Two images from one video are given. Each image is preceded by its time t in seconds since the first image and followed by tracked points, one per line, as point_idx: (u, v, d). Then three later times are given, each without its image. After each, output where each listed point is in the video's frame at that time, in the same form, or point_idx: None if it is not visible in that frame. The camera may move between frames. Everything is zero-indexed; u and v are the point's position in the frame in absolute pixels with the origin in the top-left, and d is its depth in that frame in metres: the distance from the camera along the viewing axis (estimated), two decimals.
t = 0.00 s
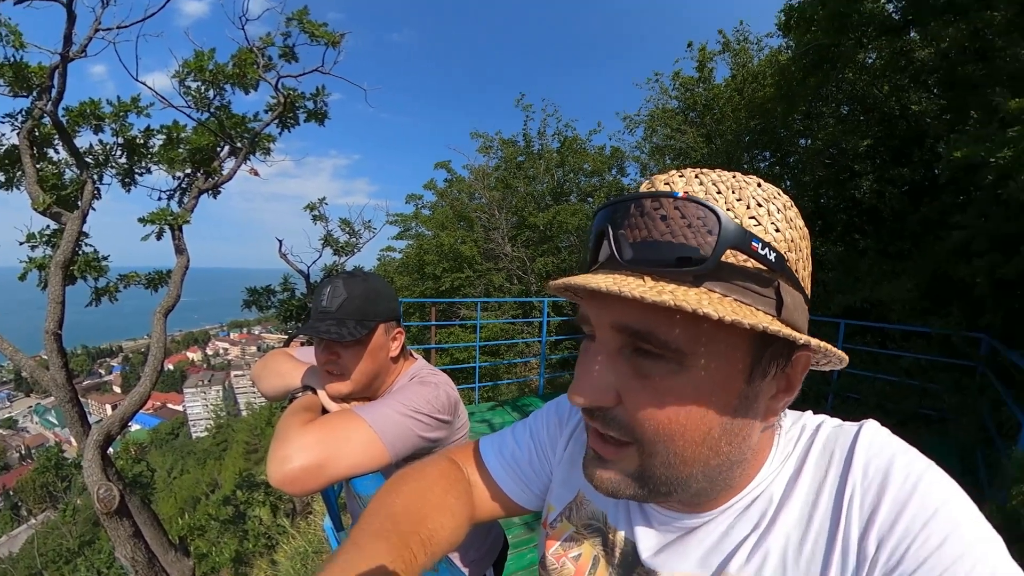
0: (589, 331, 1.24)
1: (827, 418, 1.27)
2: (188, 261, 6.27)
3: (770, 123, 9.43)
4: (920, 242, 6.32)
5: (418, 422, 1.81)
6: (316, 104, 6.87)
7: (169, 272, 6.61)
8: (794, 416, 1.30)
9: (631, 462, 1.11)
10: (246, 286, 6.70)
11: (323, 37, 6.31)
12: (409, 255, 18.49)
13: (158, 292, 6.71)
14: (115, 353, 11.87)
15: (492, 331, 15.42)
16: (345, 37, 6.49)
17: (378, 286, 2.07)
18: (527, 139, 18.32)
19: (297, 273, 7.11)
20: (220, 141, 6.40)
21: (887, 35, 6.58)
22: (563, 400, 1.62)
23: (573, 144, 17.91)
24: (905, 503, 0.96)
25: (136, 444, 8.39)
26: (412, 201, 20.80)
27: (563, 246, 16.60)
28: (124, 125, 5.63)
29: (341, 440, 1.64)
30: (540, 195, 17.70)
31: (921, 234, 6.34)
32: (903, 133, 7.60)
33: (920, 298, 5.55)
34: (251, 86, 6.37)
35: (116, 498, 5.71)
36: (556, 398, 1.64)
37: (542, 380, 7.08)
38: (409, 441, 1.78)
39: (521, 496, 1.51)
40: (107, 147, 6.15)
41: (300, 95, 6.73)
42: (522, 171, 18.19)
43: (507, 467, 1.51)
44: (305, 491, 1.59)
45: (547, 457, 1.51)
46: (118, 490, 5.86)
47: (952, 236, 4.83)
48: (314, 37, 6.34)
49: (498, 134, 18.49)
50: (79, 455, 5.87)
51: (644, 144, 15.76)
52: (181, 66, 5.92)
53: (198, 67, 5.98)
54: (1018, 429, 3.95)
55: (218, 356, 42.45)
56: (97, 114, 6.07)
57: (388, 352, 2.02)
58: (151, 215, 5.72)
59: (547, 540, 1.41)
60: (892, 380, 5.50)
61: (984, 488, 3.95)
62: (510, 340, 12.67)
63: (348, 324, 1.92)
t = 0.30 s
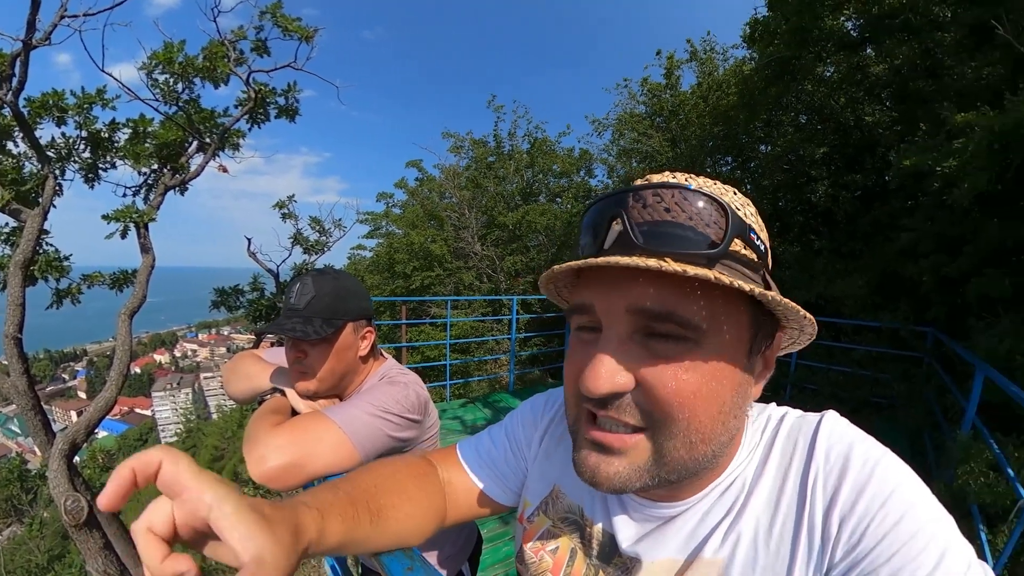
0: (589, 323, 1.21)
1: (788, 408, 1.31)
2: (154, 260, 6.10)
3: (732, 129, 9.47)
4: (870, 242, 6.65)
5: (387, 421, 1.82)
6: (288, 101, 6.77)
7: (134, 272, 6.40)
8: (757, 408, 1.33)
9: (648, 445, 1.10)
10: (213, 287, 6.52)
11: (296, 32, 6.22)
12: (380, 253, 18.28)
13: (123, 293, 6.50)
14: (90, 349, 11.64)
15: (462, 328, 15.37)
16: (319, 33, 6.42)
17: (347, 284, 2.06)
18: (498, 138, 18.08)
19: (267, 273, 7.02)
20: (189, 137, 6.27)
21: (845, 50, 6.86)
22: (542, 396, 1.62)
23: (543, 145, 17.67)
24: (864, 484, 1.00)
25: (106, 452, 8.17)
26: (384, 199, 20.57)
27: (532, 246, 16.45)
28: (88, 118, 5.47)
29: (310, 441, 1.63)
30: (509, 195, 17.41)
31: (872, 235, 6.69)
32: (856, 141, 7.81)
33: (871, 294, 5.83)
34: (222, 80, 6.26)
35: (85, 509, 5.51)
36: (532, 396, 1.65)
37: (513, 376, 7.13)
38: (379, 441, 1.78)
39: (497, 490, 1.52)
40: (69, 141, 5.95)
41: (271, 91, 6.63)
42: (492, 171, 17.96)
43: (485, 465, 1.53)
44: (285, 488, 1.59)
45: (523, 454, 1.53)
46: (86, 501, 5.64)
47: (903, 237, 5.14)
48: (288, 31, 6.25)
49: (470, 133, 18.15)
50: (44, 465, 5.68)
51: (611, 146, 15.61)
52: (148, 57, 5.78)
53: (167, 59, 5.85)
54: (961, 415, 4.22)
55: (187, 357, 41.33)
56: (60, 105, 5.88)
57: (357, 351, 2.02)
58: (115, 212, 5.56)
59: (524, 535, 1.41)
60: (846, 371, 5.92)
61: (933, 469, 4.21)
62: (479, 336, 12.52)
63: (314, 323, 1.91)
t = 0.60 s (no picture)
0: (574, 325, 1.20)
1: (761, 404, 1.33)
2: (128, 260, 5.97)
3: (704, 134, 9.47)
4: (836, 243, 6.89)
5: (364, 422, 1.82)
6: (266, 97, 6.69)
7: (108, 273, 6.27)
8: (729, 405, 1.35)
9: (640, 448, 1.11)
10: (189, 287, 6.41)
11: (277, 29, 6.17)
12: (357, 252, 18.08)
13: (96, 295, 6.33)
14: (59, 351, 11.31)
15: (440, 327, 15.33)
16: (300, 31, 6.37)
17: (323, 286, 2.05)
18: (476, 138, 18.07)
19: (243, 272, 6.93)
20: (165, 133, 6.16)
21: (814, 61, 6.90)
22: (516, 396, 1.63)
23: (521, 146, 17.78)
24: (833, 477, 1.02)
25: (81, 459, 8.00)
26: (362, 199, 20.37)
27: (509, 245, 16.48)
28: (60, 112, 5.34)
29: (288, 443, 1.62)
30: (487, 194, 17.46)
31: (837, 236, 6.92)
32: (823, 147, 8.04)
33: (836, 293, 6.03)
34: (200, 75, 6.16)
35: (60, 520, 5.39)
36: (507, 396, 1.65)
37: (491, 374, 7.13)
38: (356, 443, 1.78)
39: (473, 490, 1.52)
40: (40, 135, 5.80)
41: (250, 87, 6.55)
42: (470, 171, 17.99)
43: (461, 469, 1.52)
44: (262, 492, 1.57)
45: (499, 455, 1.53)
46: (61, 510, 5.51)
47: (866, 239, 5.34)
48: (268, 27, 6.20)
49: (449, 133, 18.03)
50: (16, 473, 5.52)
51: (588, 148, 15.71)
52: (124, 50, 5.66)
53: (144, 52, 5.74)
54: (922, 406, 4.38)
55: (162, 359, 40.34)
56: (30, 98, 5.73)
57: (332, 353, 2.01)
58: (87, 210, 5.43)
59: (504, 537, 1.40)
60: (813, 365, 6.05)
61: (895, 456, 4.36)
62: (457, 334, 12.46)
63: (288, 326, 1.90)
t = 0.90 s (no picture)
0: (562, 319, 1.21)
1: (742, 399, 1.35)
2: (110, 259, 5.89)
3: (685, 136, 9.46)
4: (813, 244, 7.04)
5: (352, 421, 1.82)
6: (252, 95, 6.63)
7: (89, 273, 6.17)
8: (712, 399, 1.37)
9: (624, 441, 1.11)
10: (173, 286, 6.33)
11: (263, 25, 6.12)
12: (342, 251, 17.94)
13: (76, 295, 6.23)
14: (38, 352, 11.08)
15: (426, 326, 15.29)
16: (287, 28, 6.32)
17: (309, 284, 2.05)
18: (462, 138, 18.04)
19: (228, 272, 6.85)
20: (148, 129, 6.09)
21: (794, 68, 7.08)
22: (502, 393, 1.64)
23: (506, 147, 17.82)
24: (812, 467, 1.04)
25: (62, 464, 7.71)
26: (347, 198, 20.20)
27: (494, 245, 16.49)
28: (42, 108, 5.25)
29: (276, 442, 1.62)
30: (472, 194, 17.44)
31: (813, 237, 7.07)
32: (800, 152, 7.94)
33: (812, 291, 6.14)
34: (185, 71, 6.09)
35: (44, 528, 5.32)
36: (494, 393, 1.66)
37: (476, 372, 7.14)
38: (343, 441, 1.78)
39: (459, 485, 1.52)
40: (20, 131, 5.68)
41: (235, 84, 6.49)
42: (456, 170, 17.96)
43: (448, 466, 1.52)
44: (253, 493, 1.57)
45: (486, 452, 1.54)
46: (45, 517, 5.43)
47: (841, 240, 5.44)
48: (254, 24, 6.14)
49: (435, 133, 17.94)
50: None
51: (572, 150, 15.75)
52: (107, 44, 5.57)
53: (128, 47, 5.66)
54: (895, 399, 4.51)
55: (145, 361, 39.69)
56: (10, 93, 5.62)
57: (317, 352, 2.01)
58: (68, 207, 5.35)
59: (492, 533, 1.41)
60: (790, 361, 6.17)
61: (869, 446, 4.47)
62: (442, 334, 12.42)
63: (272, 323, 1.90)
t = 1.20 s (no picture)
0: (548, 326, 1.22)
1: (728, 396, 1.36)
2: (98, 259, 5.84)
3: (673, 138, 9.49)
4: (797, 244, 7.10)
5: (342, 421, 1.82)
6: (242, 93, 6.59)
7: (77, 272, 6.09)
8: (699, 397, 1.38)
9: (612, 447, 1.14)
10: (162, 286, 6.27)
11: (254, 23, 6.08)
12: (332, 251, 17.85)
13: (64, 295, 6.15)
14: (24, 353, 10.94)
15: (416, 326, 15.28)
16: (278, 25, 6.30)
17: (297, 284, 2.04)
18: (452, 137, 18.01)
19: (217, 272, 6.80)
20: (137, 127, 6.04)
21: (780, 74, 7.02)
22: (490, 393, 1.64)
23: (496, 147, 17.82)
24: (798, 462, 1.06)
25: (51, 467, 7.60)
26: (337, 197, 20.09)
27: (484, 244, 16.49)
28: (29, 104, 5.19)
29: (268, 443, 1.61)
30: (462, 194, 17.43)
31: (797, 238, 7.13)
32: (786, 154, 8.02)
33: (796, 290, 6.19)
34: (175, 68, 6.05)
35: (33, 533, 5.25)
36: (482, 393, 1.66)
37: (466, 371, 7.16)
38: (334, 441, 1.78)
39: (450, 487, 1.53)
40: (7, 128, 5.61)
41: (225, 82, 6.45)
42: (446, 170, 17.93)
43: (439, 467, 1.53)
44: (243, 493, 1.56)
45: (475, 451, 1.54)
46: (34, 521, 5.36)
47: (824, 240, 5.49)
48: (245, 21, 6.11)
49: (426, 133, 17.89)
50: None
51: (561, 151, 15.77)
52: (96, 40, 5.50)
53: (118, 43, 5.61)
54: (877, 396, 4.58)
55: (134, 361, 39.28)
56: None
57: (305, 353, 2.01)
58: (55, 207, 5.29)
59: (484, 533, 1.42)
60: (775, 358, 6.23)
61: (853, 440, 4.52)
62: (432, 333, 12.40)
63: (258, 325, 1.90)
